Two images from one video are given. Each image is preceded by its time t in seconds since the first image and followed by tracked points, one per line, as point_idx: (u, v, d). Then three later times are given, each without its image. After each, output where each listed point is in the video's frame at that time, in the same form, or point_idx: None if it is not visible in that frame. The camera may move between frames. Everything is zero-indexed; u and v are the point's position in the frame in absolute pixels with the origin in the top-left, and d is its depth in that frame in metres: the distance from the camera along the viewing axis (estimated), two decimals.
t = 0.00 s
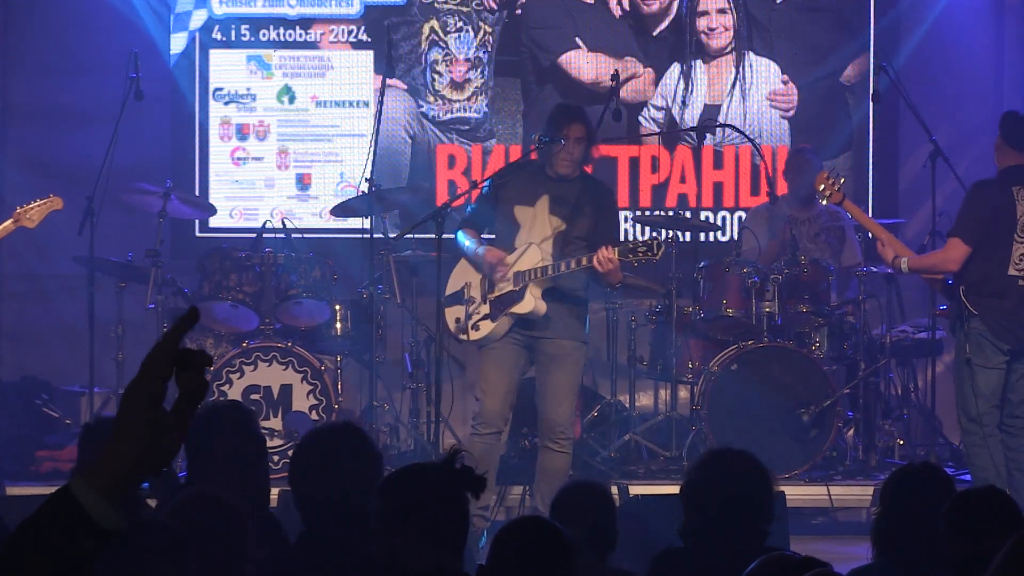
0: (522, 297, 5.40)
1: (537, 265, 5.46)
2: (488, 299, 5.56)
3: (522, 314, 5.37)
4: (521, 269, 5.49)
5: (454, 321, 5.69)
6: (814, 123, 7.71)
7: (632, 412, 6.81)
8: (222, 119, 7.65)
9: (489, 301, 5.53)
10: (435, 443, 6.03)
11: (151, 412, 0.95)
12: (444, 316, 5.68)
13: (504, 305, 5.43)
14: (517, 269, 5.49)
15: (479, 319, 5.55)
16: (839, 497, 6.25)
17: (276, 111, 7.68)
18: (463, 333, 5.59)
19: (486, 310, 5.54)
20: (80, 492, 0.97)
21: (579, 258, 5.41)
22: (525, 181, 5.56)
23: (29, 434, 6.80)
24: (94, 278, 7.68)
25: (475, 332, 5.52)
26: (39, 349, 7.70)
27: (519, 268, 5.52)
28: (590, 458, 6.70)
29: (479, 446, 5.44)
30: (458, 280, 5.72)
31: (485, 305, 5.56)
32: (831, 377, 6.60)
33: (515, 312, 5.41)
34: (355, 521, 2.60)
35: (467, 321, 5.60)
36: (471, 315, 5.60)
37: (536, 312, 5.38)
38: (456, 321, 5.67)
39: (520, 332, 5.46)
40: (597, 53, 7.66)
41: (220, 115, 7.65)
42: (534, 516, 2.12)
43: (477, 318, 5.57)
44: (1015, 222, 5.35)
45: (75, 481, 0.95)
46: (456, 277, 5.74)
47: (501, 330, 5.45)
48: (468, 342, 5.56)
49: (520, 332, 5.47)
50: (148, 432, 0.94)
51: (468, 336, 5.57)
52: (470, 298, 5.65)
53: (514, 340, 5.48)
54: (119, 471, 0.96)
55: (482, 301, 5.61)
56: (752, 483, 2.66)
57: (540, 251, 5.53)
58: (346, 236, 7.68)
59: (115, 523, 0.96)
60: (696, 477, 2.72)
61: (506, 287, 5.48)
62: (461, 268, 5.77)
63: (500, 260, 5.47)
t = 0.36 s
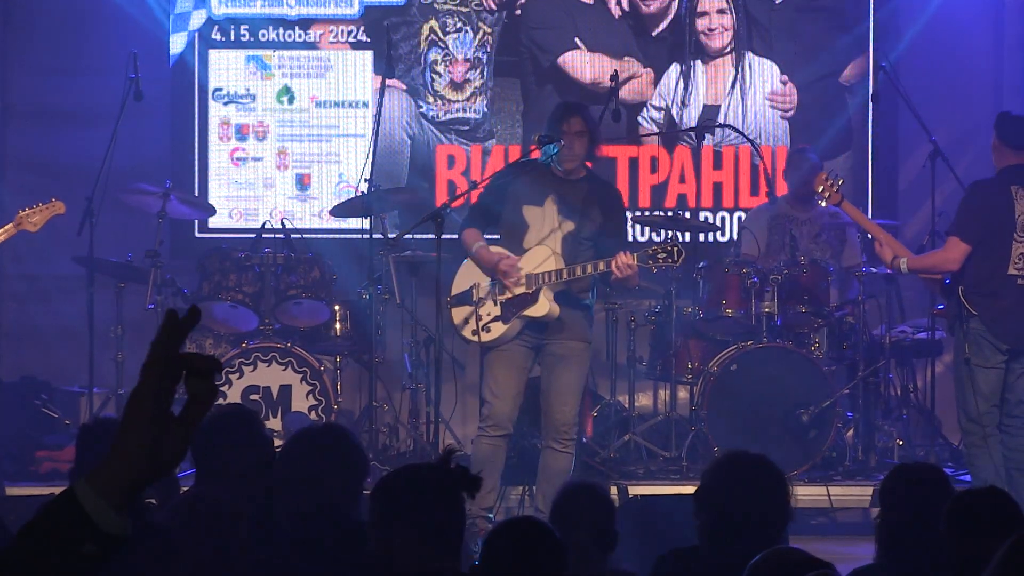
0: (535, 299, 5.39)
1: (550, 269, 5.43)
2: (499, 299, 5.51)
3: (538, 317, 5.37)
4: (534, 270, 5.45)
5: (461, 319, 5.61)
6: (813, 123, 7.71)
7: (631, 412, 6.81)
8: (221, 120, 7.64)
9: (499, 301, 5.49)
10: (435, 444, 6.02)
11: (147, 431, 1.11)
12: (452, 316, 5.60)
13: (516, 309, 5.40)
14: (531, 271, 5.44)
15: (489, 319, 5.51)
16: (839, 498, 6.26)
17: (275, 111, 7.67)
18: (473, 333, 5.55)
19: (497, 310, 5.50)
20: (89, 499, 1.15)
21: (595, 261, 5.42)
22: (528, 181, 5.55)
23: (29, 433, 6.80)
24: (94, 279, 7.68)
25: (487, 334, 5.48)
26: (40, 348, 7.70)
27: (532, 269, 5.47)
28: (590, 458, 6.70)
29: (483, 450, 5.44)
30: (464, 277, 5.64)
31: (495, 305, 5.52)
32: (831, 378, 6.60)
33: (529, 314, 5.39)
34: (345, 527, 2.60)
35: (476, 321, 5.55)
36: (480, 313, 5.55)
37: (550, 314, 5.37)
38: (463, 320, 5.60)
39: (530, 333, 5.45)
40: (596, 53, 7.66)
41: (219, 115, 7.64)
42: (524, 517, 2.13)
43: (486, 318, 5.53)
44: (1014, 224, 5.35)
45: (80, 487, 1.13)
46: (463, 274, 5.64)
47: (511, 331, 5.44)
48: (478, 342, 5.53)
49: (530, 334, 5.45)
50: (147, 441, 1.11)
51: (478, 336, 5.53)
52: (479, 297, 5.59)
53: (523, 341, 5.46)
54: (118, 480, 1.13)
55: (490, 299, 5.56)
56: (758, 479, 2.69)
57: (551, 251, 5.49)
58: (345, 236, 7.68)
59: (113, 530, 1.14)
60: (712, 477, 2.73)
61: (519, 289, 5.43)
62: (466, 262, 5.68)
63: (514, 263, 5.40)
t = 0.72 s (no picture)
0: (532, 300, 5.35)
1: (545, 268, 5.38)
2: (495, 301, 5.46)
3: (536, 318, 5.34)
4: (529, 271, 5.41)
5: (457, 323, 5.55)
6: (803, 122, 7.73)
7: (623, 412, 6.82)
8: (212, 120, 7.62)
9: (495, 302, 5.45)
10: (426, 445, 6.01)
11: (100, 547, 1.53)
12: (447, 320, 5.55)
13: (514, 309, 5.36)
14: (526, 272, 5.39)
15: (487, 322, 5.47)
16: (830, 498, 6.26)
17: (266, 111, 7.66)
18: (470, 336, 5.50)
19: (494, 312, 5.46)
20: None
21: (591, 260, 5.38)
22: (520, 184, 5.50)
23: (19, 434, 6.78)
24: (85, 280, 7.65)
25: (484, 337, 5.44)
26: (30, 349, 7.67)
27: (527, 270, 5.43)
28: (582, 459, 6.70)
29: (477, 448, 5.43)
30: (458, 281, 5.59)
31: (492, 308, 5.48)
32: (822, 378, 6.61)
33: (526, 315, 5.36)
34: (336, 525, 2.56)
35: (473, 324, 5.51)
36: (477, 316, 5.51)
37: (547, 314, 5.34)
38: (459, 324, 5.54)
39: (527, 335, 5.43)
40: (587, 54, 7.66)
41: (210, 115, 7.62)
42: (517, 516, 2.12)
43: (483, 321, 5.49)
44: (1003, 224, 5.37)
45: None
46: (456, 278, 5.59)
47: (508, 332, 5.41)
48: (476, 345, 5.48)
49: (526, 333, 5.43)
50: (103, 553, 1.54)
51: (475, 340, 5.48)
52: (475, 300, 5.54)
53: (520, 342, 5.46)
54: None
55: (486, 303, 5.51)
56: (739, 484, 2.70)
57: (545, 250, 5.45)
58: (336, 237, 7.67)
59: None
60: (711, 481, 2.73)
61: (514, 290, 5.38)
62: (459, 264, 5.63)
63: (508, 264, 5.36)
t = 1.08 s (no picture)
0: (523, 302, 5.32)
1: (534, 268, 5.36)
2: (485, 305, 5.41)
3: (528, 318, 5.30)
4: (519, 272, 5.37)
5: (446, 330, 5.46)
6: (796, 123, 7.74)
7: (616, 412, 6.81)
8: (206, 120, 7.61)
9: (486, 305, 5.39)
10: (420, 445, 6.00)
11: None
12: (436, 327, 5.47)
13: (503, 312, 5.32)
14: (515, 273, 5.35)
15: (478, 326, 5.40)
16: (823, 498, 6.26)
17: (259, 111, 7.64)
18: (461, 342, 5.41)
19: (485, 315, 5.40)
20: None
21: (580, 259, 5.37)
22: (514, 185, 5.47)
23: (12, 433, 6.76)
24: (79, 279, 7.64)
25: (476, 341, 5.37)
26: (23, 348, 7.65)
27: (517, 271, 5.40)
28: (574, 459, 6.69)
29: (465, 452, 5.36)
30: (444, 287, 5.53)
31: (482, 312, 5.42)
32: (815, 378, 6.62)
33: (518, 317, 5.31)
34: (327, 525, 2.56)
35: (463, 329, 5.43)
36: (466, 321, 5.44)
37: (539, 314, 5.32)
38: (449, 330, 5.45)
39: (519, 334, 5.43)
40: (581, 53, 7.65)
41: (204, 115, 7.61)
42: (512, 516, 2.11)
43: (474, 325, 5.42)
44: (997, 226, 5.38)
45: None
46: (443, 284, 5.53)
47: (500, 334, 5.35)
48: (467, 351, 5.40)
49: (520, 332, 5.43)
50: None
51: (467, 345, 5.40)
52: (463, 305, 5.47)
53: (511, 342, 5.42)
54: None
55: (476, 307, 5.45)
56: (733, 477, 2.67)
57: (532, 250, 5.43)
58: (330, 237, 7.66)
59: None
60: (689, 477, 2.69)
61: (504, 294, 5.34)
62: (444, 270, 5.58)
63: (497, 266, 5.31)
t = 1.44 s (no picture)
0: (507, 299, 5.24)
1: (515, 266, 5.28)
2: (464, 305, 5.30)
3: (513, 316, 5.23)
4: (499, 270, 5.30)
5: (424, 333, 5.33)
6: (794, 122, 7.75)
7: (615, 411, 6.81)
8: (203, 119, 7.60)
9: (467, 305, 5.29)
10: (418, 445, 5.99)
11: None
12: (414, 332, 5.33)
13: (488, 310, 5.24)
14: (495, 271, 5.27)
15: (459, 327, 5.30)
16: (821, 497, 6.26)
17: (257, 110, 7.64)
18: (443, 344, 5.29)
19: (467, 315, 5.30)
20: None
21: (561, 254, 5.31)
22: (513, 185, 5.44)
23: (10, 433, 6.76)
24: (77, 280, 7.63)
25: (460, 342, 5.27)
26: (21, 348, 7.63)
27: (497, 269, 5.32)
28: (573, 458, 6.68)
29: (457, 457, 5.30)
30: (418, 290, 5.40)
31: (462, 313, 5.31)
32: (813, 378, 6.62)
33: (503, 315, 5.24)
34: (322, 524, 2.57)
35: (444, 331, 5.31)
36: (446, 323, 5.33)
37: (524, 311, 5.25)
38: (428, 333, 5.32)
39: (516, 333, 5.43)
40: (579, 53, 7.65)
41: (202, 115, 7.60)
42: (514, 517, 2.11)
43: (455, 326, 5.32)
44: (997, 226, 5.37)
45: None
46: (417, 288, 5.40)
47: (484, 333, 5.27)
48: (450, 352, 5.29)
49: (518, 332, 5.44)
50: None
51: (449, 347, 5.29)
52: (442, 307, 5.36)
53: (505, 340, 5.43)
54: None
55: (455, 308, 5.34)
56: (725, 475, 2.67)
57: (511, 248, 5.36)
58: (328, 236, 7.66)
59: None
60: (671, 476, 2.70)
61: (485, 293, 5.26)
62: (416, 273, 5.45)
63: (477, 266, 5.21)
